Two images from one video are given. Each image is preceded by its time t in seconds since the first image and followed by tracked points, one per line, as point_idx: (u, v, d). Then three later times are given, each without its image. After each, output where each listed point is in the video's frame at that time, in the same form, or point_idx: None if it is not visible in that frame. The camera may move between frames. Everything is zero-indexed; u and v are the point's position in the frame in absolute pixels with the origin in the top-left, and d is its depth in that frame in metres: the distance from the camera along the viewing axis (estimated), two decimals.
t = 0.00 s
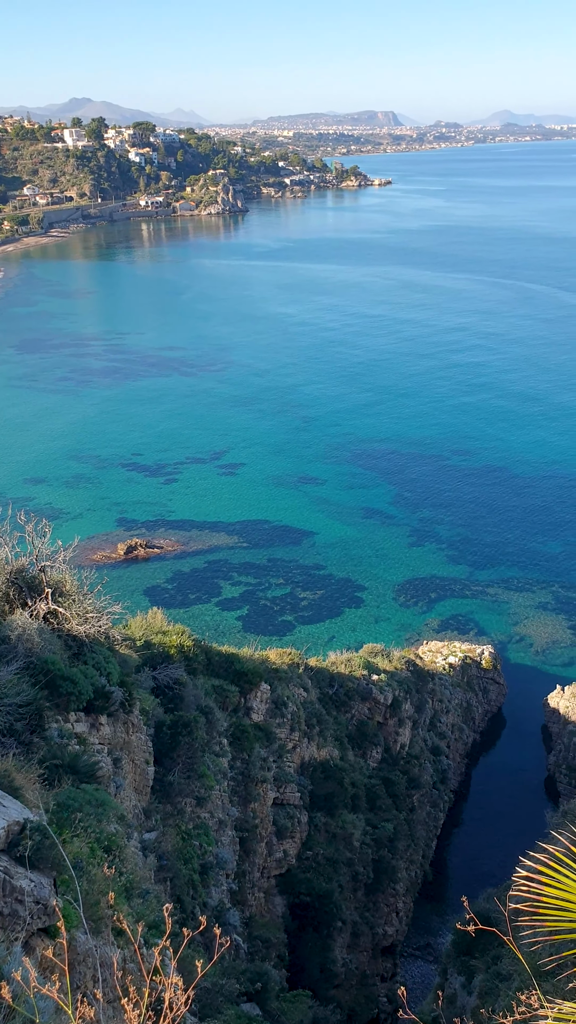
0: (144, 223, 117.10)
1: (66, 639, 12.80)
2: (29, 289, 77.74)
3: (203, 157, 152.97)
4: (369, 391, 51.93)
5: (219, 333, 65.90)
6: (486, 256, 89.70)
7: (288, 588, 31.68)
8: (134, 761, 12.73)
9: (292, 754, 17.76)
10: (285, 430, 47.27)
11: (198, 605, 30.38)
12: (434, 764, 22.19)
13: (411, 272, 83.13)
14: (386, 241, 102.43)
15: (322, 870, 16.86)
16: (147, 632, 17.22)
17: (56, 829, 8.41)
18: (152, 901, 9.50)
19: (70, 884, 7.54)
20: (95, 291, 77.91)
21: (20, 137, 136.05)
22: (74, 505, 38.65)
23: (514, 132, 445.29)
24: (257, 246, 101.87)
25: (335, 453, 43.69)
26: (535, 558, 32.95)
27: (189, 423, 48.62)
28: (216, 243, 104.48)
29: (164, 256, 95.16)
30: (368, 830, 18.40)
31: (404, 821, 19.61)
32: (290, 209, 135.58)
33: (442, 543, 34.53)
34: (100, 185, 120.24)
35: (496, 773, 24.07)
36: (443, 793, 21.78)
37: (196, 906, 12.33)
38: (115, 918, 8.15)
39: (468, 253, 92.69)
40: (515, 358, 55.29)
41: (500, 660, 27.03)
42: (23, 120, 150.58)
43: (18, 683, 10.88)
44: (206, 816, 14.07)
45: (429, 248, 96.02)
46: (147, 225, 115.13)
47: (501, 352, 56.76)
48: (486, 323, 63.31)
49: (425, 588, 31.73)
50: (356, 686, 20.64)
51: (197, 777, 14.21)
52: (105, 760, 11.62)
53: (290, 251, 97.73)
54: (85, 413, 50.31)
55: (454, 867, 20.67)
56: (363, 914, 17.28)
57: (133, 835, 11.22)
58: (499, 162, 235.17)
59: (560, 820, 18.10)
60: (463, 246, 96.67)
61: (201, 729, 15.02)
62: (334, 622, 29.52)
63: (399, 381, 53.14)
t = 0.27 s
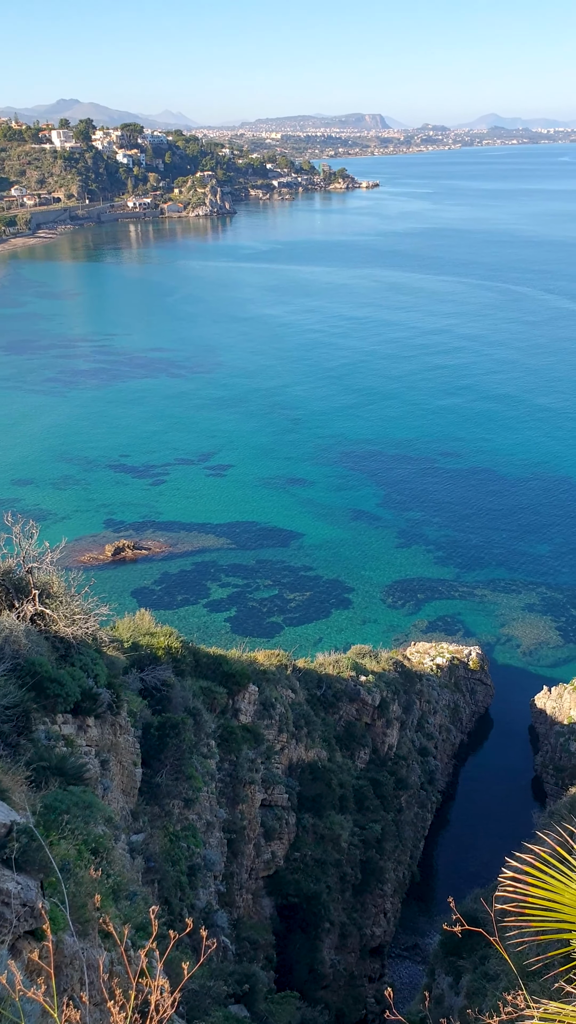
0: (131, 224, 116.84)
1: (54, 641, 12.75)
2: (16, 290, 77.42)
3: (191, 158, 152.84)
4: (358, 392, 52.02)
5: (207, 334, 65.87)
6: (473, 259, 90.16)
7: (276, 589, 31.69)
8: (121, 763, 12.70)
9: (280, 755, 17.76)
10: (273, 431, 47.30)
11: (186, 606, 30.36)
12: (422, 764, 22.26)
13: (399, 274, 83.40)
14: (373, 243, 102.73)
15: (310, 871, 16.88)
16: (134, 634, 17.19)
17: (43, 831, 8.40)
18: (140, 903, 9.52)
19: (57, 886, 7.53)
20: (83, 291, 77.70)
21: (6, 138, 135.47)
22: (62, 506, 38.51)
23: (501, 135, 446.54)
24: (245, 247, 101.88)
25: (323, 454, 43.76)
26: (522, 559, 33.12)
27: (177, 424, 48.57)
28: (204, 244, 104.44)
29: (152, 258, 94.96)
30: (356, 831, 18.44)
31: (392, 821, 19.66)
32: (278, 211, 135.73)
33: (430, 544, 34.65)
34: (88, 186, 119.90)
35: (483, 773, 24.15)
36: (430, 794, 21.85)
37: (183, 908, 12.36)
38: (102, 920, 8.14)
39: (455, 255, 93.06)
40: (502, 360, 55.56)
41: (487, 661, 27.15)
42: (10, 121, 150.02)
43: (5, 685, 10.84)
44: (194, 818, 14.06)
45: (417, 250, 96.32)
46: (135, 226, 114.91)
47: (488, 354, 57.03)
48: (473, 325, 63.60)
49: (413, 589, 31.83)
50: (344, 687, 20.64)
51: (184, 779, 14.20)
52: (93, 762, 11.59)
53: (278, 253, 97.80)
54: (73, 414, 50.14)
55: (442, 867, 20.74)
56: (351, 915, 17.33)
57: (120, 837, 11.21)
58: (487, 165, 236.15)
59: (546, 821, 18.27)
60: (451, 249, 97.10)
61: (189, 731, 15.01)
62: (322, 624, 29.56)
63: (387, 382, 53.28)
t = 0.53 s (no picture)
0: (116, 224, 116.36)
1: (37, 641, 12.67)
2: None
3: (175, 159, 152.44)
4: (342, 393, 52.11)
5: (192, 334, 65.73)
6: (457, 260, 90.53)
7: (261, 589, 31.68)
8: (105, 764, 12.65)
9: (264, 755, 17.76)
10: (258, 432, 47.26)
11: (171, 607, 30.28)
12: (406, 764, 22.33)
13: (383, 275, 83.60)
14: (358, 244, 102.92)
15: (294, 871, 16.89)
16: (118, 634, 17.14)
17: (26, 833, 8.38)
18: (123, 903, 9.51)
19: (40, 888, 7.51)
20: (67, 291, 77.32)
21: None
22: (45, 506, 38.29)
23: (485, 137, 448.66)
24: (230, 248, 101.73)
25: (308, 455, 43.77)
26: (505, 559, 33.28)
27: (162, 425, 48.42)
28: (188, 245, 104.20)
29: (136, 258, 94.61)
30: (340, 831, 18.47)
31: (376, 821, 19.71)
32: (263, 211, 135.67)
33: (414, 545, 34.75)
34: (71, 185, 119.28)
35: (467, 773, 24.25)
36: (414, 793, 21.92)
37: (167, 908, 12.38)
38: (85, 922, 8.11)
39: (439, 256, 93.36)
40: (486, 361, 55.80)
41: (471, 660, 27.25)
42: None
43: None
44: (178, 818, 14.05)
45: (401, 252, 96.61)
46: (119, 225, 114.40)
47: (472, 355, 57.28)
48: (457, 326, 63.85)
49: (397, 589, 31.91)
50: (328, 687, 20.62)
51: (169, 779, 14.17)
52: (76, 763, 11.54)
53: (263, 253, 97.73)
54: (57, 414, 49.86)
55: (426, 867, 20.82)
56: (335, 914, 17.38)
57: (104, 838, 11.19)
58: (470, 167, 237.35)
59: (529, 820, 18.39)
60: (435, 250, 97.47)
61: (173, 732, 15.00)
62: (306, 624, 29.59)
63: (372, 383, 53.38)
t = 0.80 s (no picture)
0: (95, 223, 115.56)
1: (16, 642, 12.51)
2: None
3: (155, 157, 151.59)
4: (323, 392, 52.10)
5: (172, 333, 65.42)
6: (437, 260, 90.84)
7: (241, 589, 31.59)
8: (84, 765, 12.52)
9: (245, 756, 17.69)
10: (239, 431, 47.13)
11: (150, 608, 30.11)
12: (387, 763, 22.36)
13: (364, 275, 83.68)
14: (338, 243, 102.78)
15: (275, 871, 16.84)
16: (97, 635, 17.00)
17: (4, 836, 8.31)
18: (103, 906, 9.39)
19: (17, 890, 7.44)
20: (46, 289, 76.64)
21: None
22: (24, 506, 37.91)
23: (465, 137, 450.14)
24: (210, 247, 101.38)
25: (288, 454, 43.69)
26: (485, 559, 33.40)
27: (142, 424, 48.12)
28: (168, 243, 103.72)
29: (115, 257, 94.02)
30: (321, 831, 18.44)
31: (357, 821, 19.70)
32: (243, 210, 135.31)
33: (395, 544, 34.77)
34: (50, 184, 118.30)
35: (447, 772, 24.30)
36: (395, 793, 21.95)
37: (147, 910, 12.36)
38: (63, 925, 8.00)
39: (419, 256, 93.57)
40: (466, 361, 56.00)
41: (451, 660, 27.29)
42: None
43: None
44: (158, 819, 13.95)
45: (381, 251, 96.71)
46: (98, 224, 113.63)
47: (452, 355, 57.45)
48: (437, 326, 64.03)
49: (378, 589, 31.92)
50: (309, 687, 20.57)
51: (149, 780, 14.09)
52: (56, 764, 11.40)
53: (243, 253, 97.49)
54: (36, 413, 49.41)
55: (406, 866, 20.86)
56: (316, 914, 17.37)
57: (84, 840, 11.09)
58: (449, 168, 238.13)
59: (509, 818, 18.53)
60: (415, 249, 97.72)
61: (153, 732, 14.94)
62: (287, 624, 29.53)
63: (353, 382, 53.39)
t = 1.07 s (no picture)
0: (71, 220, 114.49)
1: None
2: None
3: (131, 154, 150.45)
4: (302, 391, 52.03)
5: (150, 332, 64.98)
6: (415, 259, 90.96)
7: (221, 590, 31.44)
8: (62, 768, 12.32)
9: (224, 757, 17.54)
10: (218, 431, 46.92)
11: (129, 609, 29.86)
12: (367, 763, 22.32)
13: (342, 274, 83.62)
14: (317, 242, 102.70)
15: (255, 873, 16.74)
16: (74, 636, 16.81)
17: None
18: (81, 910, 9.31)
19: None
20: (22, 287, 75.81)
21: None
22: None
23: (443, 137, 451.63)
24: (187, 245, 100.85)
25: (267, 454, 43.57)
26: (464, 558, 33.47)
27: (120, 423, 47.75)
28: (145, 241, 102.99)
29: (92, 254, 93.23)
30: (301, 832, 18.35)
31: (337, 821, 19.64)
32: (221, 208, 134.81)
33: (375, 544, 34.75)
34: (25, 180, 117.00)
35: (427, 771, 24.34)
36: (375, 793, 21.92)
37: (126, 913, 12.29)
38: (40, 928, 7.93)
39: (397, 255, 93.68)
40: (444, 360, 56.14)
41: (430, 659, 27.31)
42: None
43: None
44: (137, 822, 13.79)
45: (359, 250, 96.76)
46: (75, 222, 112.67)
47: (431, 354, 57.56)
48: (416, 325, 64.12)
49: (358, 588, 31.89)
50: (289, 688, 20.43)
51: (127, 782, 13.94)
52: (33, 768, 11.24)
53: (221, 251, 97.07)
54: (12, 412, 48.88)
55: (387, 865, 20.86)
56: (296, 915, 17.30)
57: (61, 843, 10.95)
58: (428, 167, 238.85)
59: (489, 817, 18.58)
60: (393, 249, 97.80)
61: (131, 734, 14.78)
62: (266, 624, 29.43)
63: (332, 382, 53.33)
